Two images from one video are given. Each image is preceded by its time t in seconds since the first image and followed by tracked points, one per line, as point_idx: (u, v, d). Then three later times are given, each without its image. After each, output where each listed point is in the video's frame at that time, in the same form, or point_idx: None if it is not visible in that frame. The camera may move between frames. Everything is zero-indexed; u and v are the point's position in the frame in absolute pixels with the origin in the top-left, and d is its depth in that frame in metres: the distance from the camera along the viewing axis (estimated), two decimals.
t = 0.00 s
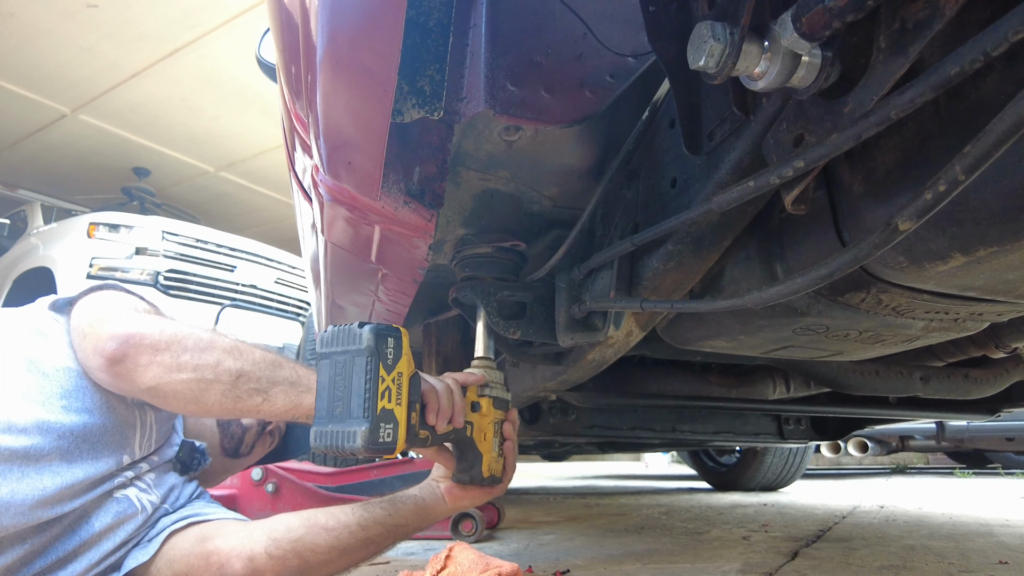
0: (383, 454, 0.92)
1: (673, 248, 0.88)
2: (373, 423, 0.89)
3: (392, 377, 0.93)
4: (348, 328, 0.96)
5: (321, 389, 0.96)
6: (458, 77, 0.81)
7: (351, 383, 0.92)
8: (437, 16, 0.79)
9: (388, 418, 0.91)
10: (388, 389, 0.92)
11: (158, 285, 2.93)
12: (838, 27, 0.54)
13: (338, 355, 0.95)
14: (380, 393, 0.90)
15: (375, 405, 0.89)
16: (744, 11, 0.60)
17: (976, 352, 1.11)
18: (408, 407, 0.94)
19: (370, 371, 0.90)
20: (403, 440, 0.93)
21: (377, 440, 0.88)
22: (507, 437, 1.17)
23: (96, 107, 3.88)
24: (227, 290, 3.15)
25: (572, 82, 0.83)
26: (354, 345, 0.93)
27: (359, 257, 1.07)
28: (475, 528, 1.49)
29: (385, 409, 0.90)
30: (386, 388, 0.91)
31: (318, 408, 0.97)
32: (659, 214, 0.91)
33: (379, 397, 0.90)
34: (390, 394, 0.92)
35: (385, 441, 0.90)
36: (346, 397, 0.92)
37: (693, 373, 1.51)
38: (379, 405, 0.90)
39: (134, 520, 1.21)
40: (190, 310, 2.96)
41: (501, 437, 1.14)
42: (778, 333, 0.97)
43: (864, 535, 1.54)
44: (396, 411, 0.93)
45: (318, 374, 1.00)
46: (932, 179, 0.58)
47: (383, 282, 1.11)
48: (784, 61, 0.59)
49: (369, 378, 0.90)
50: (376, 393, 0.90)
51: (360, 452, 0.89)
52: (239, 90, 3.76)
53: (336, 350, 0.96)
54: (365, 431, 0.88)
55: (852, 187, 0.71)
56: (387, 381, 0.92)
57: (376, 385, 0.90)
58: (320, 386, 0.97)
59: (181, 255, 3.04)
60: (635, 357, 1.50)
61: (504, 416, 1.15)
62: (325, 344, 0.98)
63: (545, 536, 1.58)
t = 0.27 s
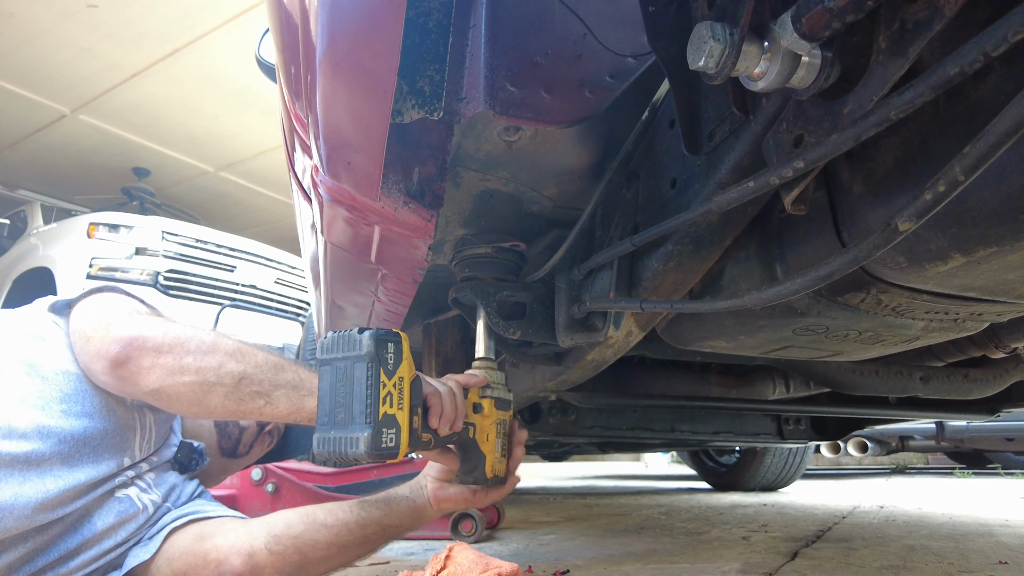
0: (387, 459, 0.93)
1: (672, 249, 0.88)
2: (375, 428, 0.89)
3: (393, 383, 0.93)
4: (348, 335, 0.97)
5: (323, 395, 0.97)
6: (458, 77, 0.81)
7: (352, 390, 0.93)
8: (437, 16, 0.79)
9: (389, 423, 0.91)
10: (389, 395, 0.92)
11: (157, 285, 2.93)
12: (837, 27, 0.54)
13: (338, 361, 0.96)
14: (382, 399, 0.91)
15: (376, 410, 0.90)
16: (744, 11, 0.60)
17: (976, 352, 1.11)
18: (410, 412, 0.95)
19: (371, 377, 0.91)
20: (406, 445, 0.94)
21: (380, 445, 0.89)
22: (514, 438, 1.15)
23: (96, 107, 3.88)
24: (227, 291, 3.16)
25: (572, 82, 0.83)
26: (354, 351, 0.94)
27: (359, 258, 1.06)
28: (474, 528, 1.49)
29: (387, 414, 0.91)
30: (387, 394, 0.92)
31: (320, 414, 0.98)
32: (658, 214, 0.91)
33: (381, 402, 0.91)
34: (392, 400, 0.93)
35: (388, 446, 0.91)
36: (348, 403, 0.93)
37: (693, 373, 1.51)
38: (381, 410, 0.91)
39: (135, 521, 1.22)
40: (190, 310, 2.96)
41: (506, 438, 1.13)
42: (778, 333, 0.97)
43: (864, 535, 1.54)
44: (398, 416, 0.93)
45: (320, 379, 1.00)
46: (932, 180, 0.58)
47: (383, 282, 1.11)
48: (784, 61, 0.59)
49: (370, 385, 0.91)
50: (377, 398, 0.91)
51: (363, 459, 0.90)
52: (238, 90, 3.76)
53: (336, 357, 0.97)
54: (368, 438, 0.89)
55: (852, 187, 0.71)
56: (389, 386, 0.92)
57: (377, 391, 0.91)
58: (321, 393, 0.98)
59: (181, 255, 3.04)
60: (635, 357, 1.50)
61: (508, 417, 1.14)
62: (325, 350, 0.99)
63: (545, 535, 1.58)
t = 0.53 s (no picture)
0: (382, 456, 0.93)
1: (672, 249, 0.88)
2: (371, 425, 0.89)
3: (389, 379, 0.93)
4: (346, 331, 0.96)
5: (319, 391, 0.96)
6: (457, 77, 0.81)
7: (348, 386, 0.92)
8: (437, 16, 0.79)
9: (385, 421, 0.91)
10: (386, 392, 0.92)
11: (157, 285, 2.93)
12: (837, 27, 0.54)
13: (336, 357, 0.95)
14: (377, 396, 0.90)
15: (372, 407, 0.90)
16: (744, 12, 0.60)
17: (976, 352, 1.11)
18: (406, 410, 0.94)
19: (367, 374, 0.90)
20: (400, 442, 0.93)
21: (375, 443, 0.89)
22: (510, 440, 1.16)
23: (96, 107, 3.88)
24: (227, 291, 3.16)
25: (572, 83, 0.83)
26: (351, 347, 0.93)
27: (359, 258, 1.06)
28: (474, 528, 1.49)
29: (383, 412, 0.91)
30: (383, 391, 0.91)
31: (316, 410, 0.97)
32: (658, 214, 0.91)
33: (376, 399, 0.90)
34: (388, 397, 0.92)
35: (382, 443, 0.90)
36: (344, 400, 0.92)
37: (693, 373, 1.51)
38: (377, 407, 0.90)
39: (137, 521, 1.22)
40: (190, 310, 2.96)
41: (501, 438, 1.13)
42: (778, 334, 0.97)
43: (863, 535, 1.54)
44: (394, 413, 0.93)
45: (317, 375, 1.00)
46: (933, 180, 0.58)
47: (383, 282, 1.11)
48: (784, 61, 0.59)
49: (366, 381, 0.90)
50: (373, 395, 0.90)
51: (357, 455, 0.89)
52: (238, 90, 3.76)
53: (334, 353, 0.96)
54: (362, 434, 0.88)
55: (852, 187, 0.71)
56: (385, 383, 0.91)
57: (373, 388, 0.90)
58: (318, 388, 0.97)
59: (181, 255, 3.04)
60: (635, 358, 1.50)
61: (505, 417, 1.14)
62: (324, 346, 0.98)
63: (545, 536, 1.58)
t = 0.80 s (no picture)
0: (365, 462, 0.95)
1: (672, 249, 0.88)
2: (345, 432, 0.92)
3: (365, 387, 0.95)
4: (323, 342, 1.00)
5: (304, 401, 1.01)
6: (457, 78, 0.82)
7: (325, 396, 0.96)
8: (437, 16, 0.79)
9: (362, 427, 0.93)
10: (361, 400, 0.95)
11: (157, 284, 2.93)
12: (837, 27, 0.54)
13: (317, 369, 1.00)
14: (352, 403, 0.94)
15: (346, 414, 0.93)
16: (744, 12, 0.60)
17: (975, 352, 1.11)
18: (386, 415, 0.96)
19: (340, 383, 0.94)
20: (382, 448, 0.95)
21: (351, 449, 0.92)
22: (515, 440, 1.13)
23: (96, 107, 3.88)
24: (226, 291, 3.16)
25: (572, 83, 0.83)
26: (327, 358, 0.97)
27: (359, 258, 1.06)
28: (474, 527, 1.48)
29: (358, 418, 0.94)
30: (358, 398, 0.94)
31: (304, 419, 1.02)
32: (658, 214, 0.91)
33: (351, 406, 0.93)
34: (363, 404, 0.95)
35: (361, 449, 0.93)
36: (324, 410, 0.96)
37: (693, 373, 1.51)
38: (351, 415, 0.93)
39: (137, 519, 1.22)
40: (189, 310, 2.96)
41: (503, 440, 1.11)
42: (778, 334, 0.97)
43: (863, 535, 1.54)
44: (372, 419, 0.95)
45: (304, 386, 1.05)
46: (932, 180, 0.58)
47: (382, 283, 1.11)
48: (783, 62, 0.59)
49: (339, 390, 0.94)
50: (347, 404, 0.94)
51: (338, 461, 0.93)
52: (238, 90, 3.76)
53: (313, 364, 1.00)
54: (337, 441, 0.92)
55: (852, 188, 0.71)
56: (359, 391, 0.94)
57: (347, 396, 0.94)
58: (304, 398, 1.02)
59: (181, 255, 3.04)
60: (635, 358, 1.50)
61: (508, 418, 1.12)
62: (307, 359, 1.03)
63: (545, 536, 1.58)
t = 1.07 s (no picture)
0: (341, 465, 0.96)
1: (672, 249, 0.88)
2: (320, 437, 0.94)
3: (340, 393, 0.96)
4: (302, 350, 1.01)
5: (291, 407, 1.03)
6: (457, 79, 0.82)
7: (303, 402, 0.97)
8: (437, 16, 0.79)
9: (337, 431, 0.94)
10: (335, 405, 0.95)
11: (156, 285, 2.94)
12: (837, 28, 0.54)
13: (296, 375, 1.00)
14: (326, 410, 0.94)
15: (321, 420, 0.94)
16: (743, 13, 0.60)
17: (975, 352, 1.11)
18: (363, 419, 0.97)
19: (315, 390, 0.95)
20: (359, 451, 0.96)
21: (325, 453, 0.93)
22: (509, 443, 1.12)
23: (95, 107, 3.88)
24: (226, 291, 3.16)
25: (572, 83, 0.83)
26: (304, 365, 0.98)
27: (359, 259, 1.06)
28: (474, 528, 1.46)
29: (333, 423, 0.94)
30: (332, 404, 0.95)
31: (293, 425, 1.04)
32: (658, 214, 0.91)
33: (325, 412, 0.94)
34: (337, 409, 0.95)
35: (336, 453, 0.94)
36: (302, 415, 0.97)
37: (692, 372, 1.51)
38: (326, 420, 0.94)
39: (134, 513, 1.21)
40: (189, 310, 2.96)
41: (500, 440, 1.10)
42: (778, 334, 0.97)
43: (863, 535, 1.54)
44: (348, 423, 0.95)
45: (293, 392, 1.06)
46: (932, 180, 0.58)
47: (382, 283, 1.11)
48: (783, 62, 0.59)
49: (313, 398, 0.95)
50: (321, 410, 0.94)
51: (314, 464, 0.95)
52: (238, 90, 3.75)
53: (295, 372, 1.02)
54: (312, 446, 0.93)
55: (852, 188, 0.71)
56: (334, 398, 0.95)
57: (319, 403, 0.94)
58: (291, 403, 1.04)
59: (181, 255, 3.04)
60: (634, 358, 1.50)
61: (506, 419, 1.10)
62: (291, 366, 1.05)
63: (545, 535, 1.59)
